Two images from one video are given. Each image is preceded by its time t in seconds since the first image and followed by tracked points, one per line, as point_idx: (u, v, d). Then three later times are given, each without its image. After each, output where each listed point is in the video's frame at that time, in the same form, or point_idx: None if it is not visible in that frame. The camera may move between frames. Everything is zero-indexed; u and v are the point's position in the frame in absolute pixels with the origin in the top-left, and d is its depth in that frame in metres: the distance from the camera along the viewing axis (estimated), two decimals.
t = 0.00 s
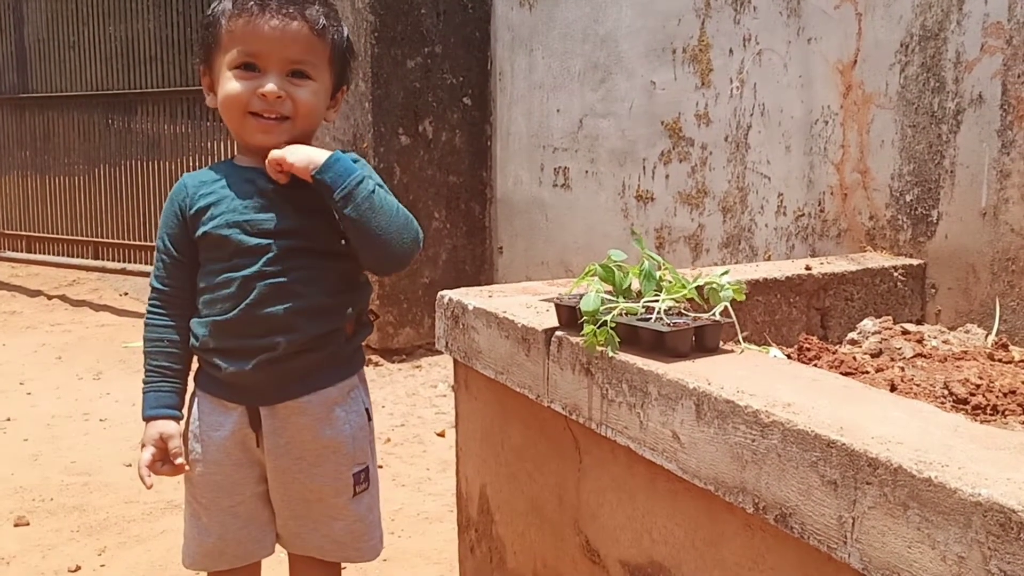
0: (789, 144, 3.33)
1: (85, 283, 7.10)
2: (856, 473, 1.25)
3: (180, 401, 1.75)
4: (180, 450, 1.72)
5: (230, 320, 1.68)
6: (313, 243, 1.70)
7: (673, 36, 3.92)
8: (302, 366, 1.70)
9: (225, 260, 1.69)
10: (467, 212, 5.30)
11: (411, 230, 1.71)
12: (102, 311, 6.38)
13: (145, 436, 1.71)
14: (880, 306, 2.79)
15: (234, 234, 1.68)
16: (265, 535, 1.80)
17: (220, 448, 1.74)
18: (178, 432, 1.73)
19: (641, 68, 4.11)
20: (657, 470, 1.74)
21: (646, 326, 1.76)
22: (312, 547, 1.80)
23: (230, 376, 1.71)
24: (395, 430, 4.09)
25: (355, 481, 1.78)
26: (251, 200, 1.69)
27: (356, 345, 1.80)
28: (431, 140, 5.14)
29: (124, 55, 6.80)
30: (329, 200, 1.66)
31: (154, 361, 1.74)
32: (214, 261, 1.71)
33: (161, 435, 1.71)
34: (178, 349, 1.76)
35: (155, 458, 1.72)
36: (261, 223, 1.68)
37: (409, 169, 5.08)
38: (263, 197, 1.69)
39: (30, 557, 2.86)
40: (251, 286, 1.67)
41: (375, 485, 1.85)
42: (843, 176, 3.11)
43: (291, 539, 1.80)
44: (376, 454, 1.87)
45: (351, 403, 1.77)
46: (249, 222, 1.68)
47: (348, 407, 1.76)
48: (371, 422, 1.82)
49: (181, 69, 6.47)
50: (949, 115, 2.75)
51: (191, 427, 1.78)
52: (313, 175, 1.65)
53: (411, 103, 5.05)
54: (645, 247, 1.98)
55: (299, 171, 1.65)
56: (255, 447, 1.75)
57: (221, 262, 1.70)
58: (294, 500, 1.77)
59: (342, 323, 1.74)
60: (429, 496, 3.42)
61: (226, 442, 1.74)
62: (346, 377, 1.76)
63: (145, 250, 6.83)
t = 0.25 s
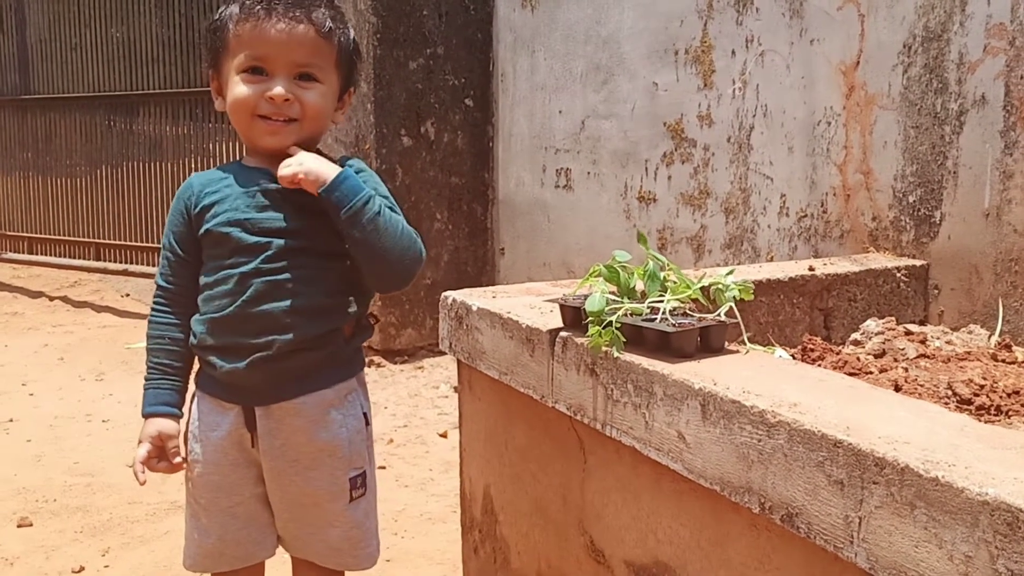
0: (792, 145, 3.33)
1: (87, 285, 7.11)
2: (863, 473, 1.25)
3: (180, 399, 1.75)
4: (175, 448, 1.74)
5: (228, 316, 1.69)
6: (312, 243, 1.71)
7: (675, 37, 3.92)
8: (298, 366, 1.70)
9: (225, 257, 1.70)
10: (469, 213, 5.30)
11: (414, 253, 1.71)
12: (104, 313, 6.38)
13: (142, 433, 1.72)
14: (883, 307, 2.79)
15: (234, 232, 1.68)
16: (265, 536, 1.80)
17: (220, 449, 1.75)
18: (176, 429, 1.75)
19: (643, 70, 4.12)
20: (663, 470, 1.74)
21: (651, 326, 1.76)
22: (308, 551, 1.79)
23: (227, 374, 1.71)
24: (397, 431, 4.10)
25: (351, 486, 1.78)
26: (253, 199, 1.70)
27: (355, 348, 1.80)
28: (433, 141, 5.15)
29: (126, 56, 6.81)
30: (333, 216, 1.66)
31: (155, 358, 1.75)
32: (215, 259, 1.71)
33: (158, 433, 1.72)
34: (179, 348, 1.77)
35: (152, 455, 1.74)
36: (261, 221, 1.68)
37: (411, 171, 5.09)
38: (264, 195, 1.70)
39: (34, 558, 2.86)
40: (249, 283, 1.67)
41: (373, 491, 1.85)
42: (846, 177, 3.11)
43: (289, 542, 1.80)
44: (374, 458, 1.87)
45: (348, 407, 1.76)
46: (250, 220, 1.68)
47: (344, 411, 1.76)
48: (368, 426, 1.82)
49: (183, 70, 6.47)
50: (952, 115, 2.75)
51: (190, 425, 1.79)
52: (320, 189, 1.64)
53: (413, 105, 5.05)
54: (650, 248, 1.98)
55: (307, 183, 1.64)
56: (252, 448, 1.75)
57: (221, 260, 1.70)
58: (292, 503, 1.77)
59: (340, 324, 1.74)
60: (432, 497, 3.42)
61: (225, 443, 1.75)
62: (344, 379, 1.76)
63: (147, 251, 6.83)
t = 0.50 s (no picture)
0: (793, 147, 3.34)
1: (88, 287, 7.11)
2: (865, 476, 1.26)
3: (187, 403, 1.75)
4: (183, 452, 1.73)
5: (233, 318, 1.69)
6: (317, 245, 1.71)
7: (677, 40, 3.93)
8: (304, 368, 1.70)
9: (231, 260, 1.70)
10: (470, 216, 5.30)
11: (417, 262, 1.73)
12: (105, 315, 6.38)
13: (150, 437, 1.72)
14: (885, 309, 2.79)
15: (239, 235, 1.69)
16: (270, 540, 1.80)
17: (225, 452, 1.75)
18: (183, 434, 1.74)
19: (645, 73, 4.12)
20: (665, 473, 1.74)
21: (653, 329, 1.76)
22: (314, 554, 1.80)
23: (234, 377, 1.71)
24: (399, 434, 4.10)
25: (357, 488, 1.78)
26: (258, 201, 1.70)
27: (360, 351, 1.80)
28: (435, 144, 5.15)
29: (128, 59, 6.81)
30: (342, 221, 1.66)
31: (162, 362, 1.75)
32: (221, 261, 1.71)
33: (166, 437, 1.72)
34: (185, 351, 1.77)
35: (159, 460, 1.73)
36: (266, 224, 1.69)
37: (412, 173, 5.09)
38: (269, 197, 1.70)
39: (37, 560, 2.87)
40: (255, 284, 1.67)
41: (378, 493, 1.85)
42: (847, 180, 3.12)
43: (294, 545, 1.80)
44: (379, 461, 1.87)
45: (353, 409, 1.77)
46: (255, 223, 1.69)
47: (349, 413, 1.76)
48: (373, 429, 1.82)
49: (185, 73, 6.48)
50: (954, 118, 2.76)
51: (196, 429, 1.79)
52: (328, 193, 1.64)
53: (415, 107, 5.06)
54: (652, 251, 1.99)
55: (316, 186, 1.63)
56: (258, 450, 1.76)
57: (227, 262, 1.71)
58: (297, 505, 1.77)
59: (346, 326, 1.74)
60: (434, 499, 3.42)
61: (231, 445, 1.75)
62: (349, 382, 1.76)
63: (149, 254, 6.84)
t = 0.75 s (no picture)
0: (793, 149, 3.34)
1: (89, 289, 7.11)
2: (866, 478, 1.26)
3: (190, 407, 1.75)
4: (186, 455, 1.73)
5: (237, 320, 1.69)
6: (320, 247, 1.72)
7: (677, 42, 3.93)
8: (309, 369, 1.70)
9: (234, 263, 1.70)
10: (470, 217, 5.30)
11: (415, 254, 1.73)
12: (106, 317, 6.39)
13: (153, 441, 1.72)
14: (886, 311, 2.79)
15: (243, 237, 1.69)
16: (271, 541, 1.80)
17: (226, 453, 1.75)
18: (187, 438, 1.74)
19: (645, 74, 4.12)
20: (665, 475, 1.74)
21: (654, 331, 1.76)
22: (316, 554, 1.79)
23: (238, 379, 1.70)
24: (400, 435, 4.10)
25: (360, 488, 1.78)
26: (261, 204, 1.70)
27: (362, 352, 1.81)
28: (435, 145, 5.15)
29: (129, 61, 6.82)
30: (338, 213, 1.66)
31: (165, 366, 1.75)
32: (224, 264, 1.71)
33: (170, 441, 1.72)
34: (188, 354, 1.76)
35: (163, 464, 1.73)
36: (270, 226, 1.69)
37: (413, 175, 5.09)
38: (272, 200, 1.70)
39: (37, 562, 2.87)
40: (259, 286, 1.68)
41: (380, 493, 1.85)
42: (848, 182, 3.12)
43: (296, 546, 1.80)
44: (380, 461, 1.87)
45: (356, 409, 1.77)
46: (259, 225, 1.69)
47: (352, 413, 1.76)
48: (375, 429, 1.82)
49: (185, 75, 6.48)
50: (954, 120, 2.76)
51: (198, 432, 1.78)
52: (325, 180, 1.64)
53: (415, 109, 5.06)
54: (653, 253, 1.99)
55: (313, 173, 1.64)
56: (260, 451, 1.76)
57: (230, 265, 1.71)
58: (299, 506, 1.77)
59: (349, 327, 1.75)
60: (434, 501, 3.42)
61: (232, 447, 1.74)
62: (352, 383, 1.77)
63: (149, 256, 6.84)
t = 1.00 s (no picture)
0: (794, 151, 3.33)
1: (89, 291, 7.11)
2: (867, 479, 1.25)
3: (183, 411, 1.75)
4: (179, 459, 1.72)
5: (235, 324, 1.68)
6: (317, 252, 1.72)
7: (677, 43, 3.92)
8: (306, 373, 1.71)
9: (230, 267, 1.69)
10: (471, 219, 5.30)
11: (413, 257, 1.73)
12: (106, 319, 6.39)
13: (145, 445, 1.71)
14: (886, 312, 2.79)
15: (240, 241, 1.68)
16: (267, 543, 1.80)
17: (222, 456, 1.74)
18: (179, 442, 1.73)
19: (645, 76, 4.12)
20: (666, 477, 1.74)
21: (655, 332, 1.76)
22: (311, 557, 1.79)
23: (235, 383, 1.70)
24: (400, 437, 4.10)
25: (356, 489, 1.79)
26: (258, 208, 1.70)
27: (358, 356, 1.81)
28: (435, 147, 5.15)
29: (129, 63, 6.82)
30: (338, 216, 1.66)
31: (158, 370, 1.74)
32: (219, 268, 1.71)
33: (163, 446, 1.71)
34: (181, 358, 1.76)
35: (154, 468, 1.72)
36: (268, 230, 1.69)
37: (413, 177, 5.09)
38: (268, 204, 1.70)
39: (37, 565, 2.86)
40: (258, 290, 1.67)
41: (374, 494, 1.85)
42: (848, 183, 3.11)
43: (292, 548, 1.80)
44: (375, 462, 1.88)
45: (351, 411, 1.77)
46: (257, 229, 1.69)
47: (348, 415, 1.76)
48: (370, 431, 1.83)
49: (186, 77, 6.48)
50: (955, 121, 2.75)
51: (191, 435, 1.78)
52: (325, 184, 1.64)
53: (415, 111, 5.06)
54: (653, 254, 1.99)
55: (314, 176, 1.63)
56: (255, 455, 1.75)
57: (226, 269, 1.70)
58: (296, 508, 1.76)
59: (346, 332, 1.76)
60: (434, 503, 3.41)
61: (230, 450, 1.74)
62: (348, 387, 1.77)
63: (150, 258, 6.84)
